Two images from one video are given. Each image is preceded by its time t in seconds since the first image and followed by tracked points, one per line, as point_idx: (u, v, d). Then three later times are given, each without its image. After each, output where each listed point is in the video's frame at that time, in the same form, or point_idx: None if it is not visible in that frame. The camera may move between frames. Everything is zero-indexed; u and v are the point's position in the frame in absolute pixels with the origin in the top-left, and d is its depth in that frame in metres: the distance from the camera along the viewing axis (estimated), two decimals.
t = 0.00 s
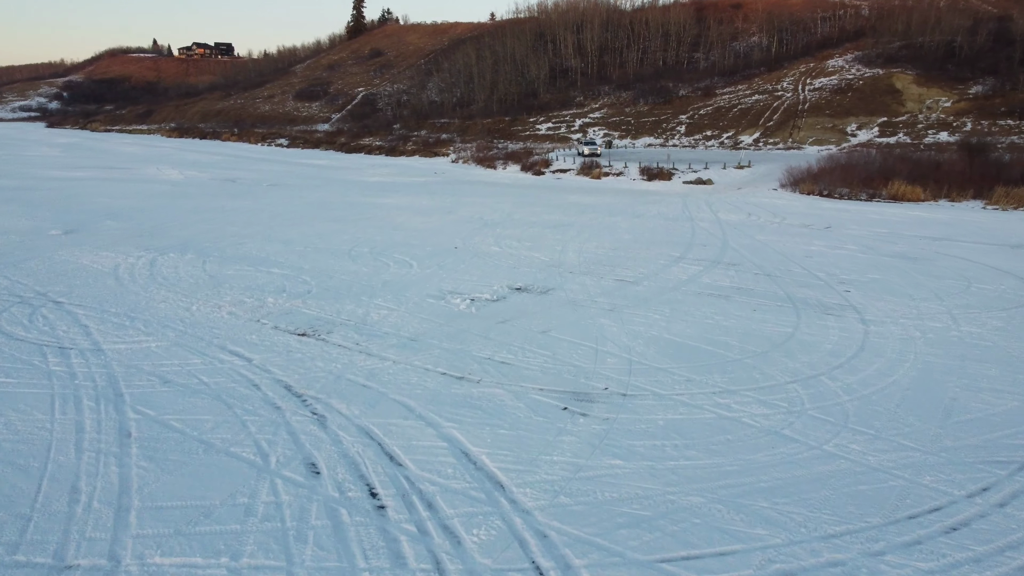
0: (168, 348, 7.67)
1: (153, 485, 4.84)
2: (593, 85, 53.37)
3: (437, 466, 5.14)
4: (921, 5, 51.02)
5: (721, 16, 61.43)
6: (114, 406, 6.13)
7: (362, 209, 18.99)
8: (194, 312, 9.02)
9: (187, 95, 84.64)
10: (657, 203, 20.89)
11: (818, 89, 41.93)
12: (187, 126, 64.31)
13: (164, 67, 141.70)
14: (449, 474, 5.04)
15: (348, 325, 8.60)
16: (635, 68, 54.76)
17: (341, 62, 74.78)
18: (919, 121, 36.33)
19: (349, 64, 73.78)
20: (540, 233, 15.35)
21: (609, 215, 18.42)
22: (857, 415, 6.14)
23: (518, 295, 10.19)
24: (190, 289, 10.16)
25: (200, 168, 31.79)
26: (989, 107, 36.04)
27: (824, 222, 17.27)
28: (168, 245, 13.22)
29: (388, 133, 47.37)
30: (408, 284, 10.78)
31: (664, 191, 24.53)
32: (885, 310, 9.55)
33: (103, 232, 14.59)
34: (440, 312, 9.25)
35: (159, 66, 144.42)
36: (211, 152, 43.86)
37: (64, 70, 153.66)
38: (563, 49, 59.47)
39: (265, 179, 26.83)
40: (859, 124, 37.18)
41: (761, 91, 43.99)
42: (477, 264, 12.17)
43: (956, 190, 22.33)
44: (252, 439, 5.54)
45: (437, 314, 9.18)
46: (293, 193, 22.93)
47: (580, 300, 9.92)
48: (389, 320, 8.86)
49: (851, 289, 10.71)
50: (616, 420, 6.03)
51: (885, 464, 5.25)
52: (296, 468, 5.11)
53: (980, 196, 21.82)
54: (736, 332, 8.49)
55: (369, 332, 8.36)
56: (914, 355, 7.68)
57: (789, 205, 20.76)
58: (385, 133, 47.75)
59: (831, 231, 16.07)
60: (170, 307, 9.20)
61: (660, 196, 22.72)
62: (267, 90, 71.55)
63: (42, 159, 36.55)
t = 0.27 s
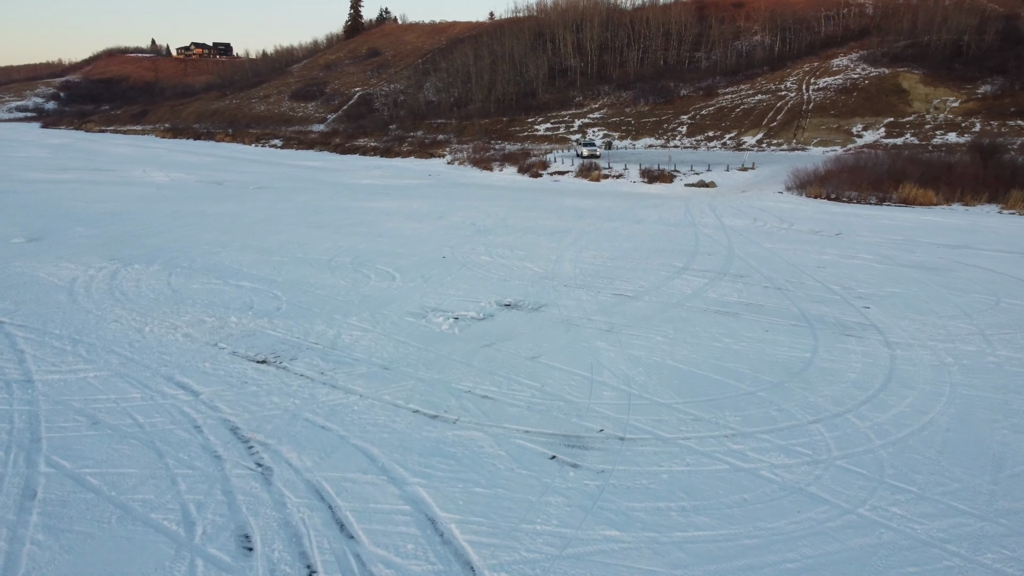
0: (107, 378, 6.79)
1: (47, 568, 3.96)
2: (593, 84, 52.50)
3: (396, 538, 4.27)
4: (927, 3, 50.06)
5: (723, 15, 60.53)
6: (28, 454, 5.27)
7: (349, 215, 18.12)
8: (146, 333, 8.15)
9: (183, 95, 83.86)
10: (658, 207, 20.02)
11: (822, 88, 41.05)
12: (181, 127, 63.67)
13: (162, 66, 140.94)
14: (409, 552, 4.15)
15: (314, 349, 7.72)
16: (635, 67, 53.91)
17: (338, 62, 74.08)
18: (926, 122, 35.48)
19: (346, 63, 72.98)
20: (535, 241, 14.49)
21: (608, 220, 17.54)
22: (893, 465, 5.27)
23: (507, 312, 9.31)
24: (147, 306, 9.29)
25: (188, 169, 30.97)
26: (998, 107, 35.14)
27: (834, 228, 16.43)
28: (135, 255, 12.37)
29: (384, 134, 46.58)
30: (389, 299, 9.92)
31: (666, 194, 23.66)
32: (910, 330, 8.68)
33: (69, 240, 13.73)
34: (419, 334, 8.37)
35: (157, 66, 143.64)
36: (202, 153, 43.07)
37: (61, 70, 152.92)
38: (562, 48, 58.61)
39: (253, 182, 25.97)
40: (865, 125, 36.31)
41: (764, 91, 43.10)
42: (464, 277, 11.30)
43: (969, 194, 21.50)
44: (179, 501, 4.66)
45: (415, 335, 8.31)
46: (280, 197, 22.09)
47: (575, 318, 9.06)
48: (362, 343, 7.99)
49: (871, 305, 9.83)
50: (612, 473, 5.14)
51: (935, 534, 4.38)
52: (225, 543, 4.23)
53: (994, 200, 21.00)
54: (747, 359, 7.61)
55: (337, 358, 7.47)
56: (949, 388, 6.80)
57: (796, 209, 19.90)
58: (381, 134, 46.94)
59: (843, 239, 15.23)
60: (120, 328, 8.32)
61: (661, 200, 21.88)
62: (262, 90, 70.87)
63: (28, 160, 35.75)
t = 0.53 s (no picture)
0: (29, 418, 5.91)
1: None
2: (593, 84, 51.62)
3: None
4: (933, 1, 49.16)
5: (725, 14, 59.66)
6: None
7: (335, 221, 17.25)
8: (88, 360, 7.27)
9: (178, 95, 83.07)
10: (660, 212, 19.15)
11: (826, 88, 40.19)
12: (176, 127, 62.93)
13: (159, 67, 140.18)
14: None
15: (272, 381, 6.84)
16: (635, 67, 53.05)
17: (334, 62, 73.30)
18: (934, 122, 34.61)
19: (343, 63, 72.17)
20: (529, 251, 13.61)
21: (607, 227, 16.67)
22: (945, 537, 4.39)
23: (493, 334, 8.42)
24: (95, 326, 8.41)
25: (176, 171, 30.11)
26: (1008, 107, 34.27)
27: (845, 235, 15.56)
28: (97, 267, 11.49)
29: (379, 134, 45.77)
30: (366, 318, 9.05)
31: (667, 198, 22.78)
32: (941, 356, 7.79)
33: (30, 249, 12.86)
34: (393, 360, 7.48)
35: (155, 66, 143.06)
36: (194, 154, 42.28)
37: (59, 70, 152.20)
38: (561, 47, 57.76)
39: (240, 185, 25.10)
40: (872, 125, 35.42)
41: (767, 91, 42.22)
42: (450, 291, 10.43)
43: (984, 198, 20.62)
44: None
45: (389, 362, 7.44)
46: (266, 201, 21.22)
47: (569, 340, 8.19)
48: (327, 372, 7.11)
49: (894, 325, 8.94)
50: (607, 547, 4.27)
51: None
52: None
53: (1011, 205, 20.12)
54: (762, 392, 6.72)
55: (296, 391, 6.59)
56: (996, 429, 5.92)
57: (804, 214, 19.02)
58: (376, 134, 46.13)
59: (855, 247, 14.37)
60: (60, 354, 7.44)
61: (663, 204, 21.03)
62: (258, 90, 70.11)
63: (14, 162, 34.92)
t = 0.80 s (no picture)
0: None
1: None
2: (593, 84, 50.74)
3: None
4: None
5: (727, 12, 58.77)
6: None
7: (320, 226, 16.37)
8: (12, 394, 6.38)
9: (174, 95, 82.25)
10: (661, 217, 18.27)
11: (831, 88, 39.31)
12: (170, 128, 62.13)
13: (156, 66, 139.27)
14: None
15: (218, 420, 5.95)
16: (636, 66, 52.18)
17: (331, 61, 72.50)
18: (942, 122, 33.72)
19: (339, 63, 71.30)
20: (522, 260, 12.72)
21: (605, 233, 15.76)
22: None
23: (476, 360, 7.54)
24: (32, 352, 7.52)
25: (162, 174, 29.23)
26: (1018, 107, 33.37)
27: (858, 242, 14.69)
28: (53, 280, 10.61)
29: (375, 135, 44.93)
30: (337, 340, 8.16)
31: (670, 201, 21.86)
32: (979, 386, 6.91)
33: None
34: (361, 393, 6.60)
35: (152, 66, 142.28)
36: (186, 155, 41.42)
37: (55, 70, 151.34)
38: (561, 46, 56.88)
39: (225, 187, 24.26)
40: (878, 126, 34.53)
41: (771, 90, 41.32)
42: (434, 307, 9.56)
43: (1000, 202, 19.74)
44: None
45: (356, 395, 6.55)
46: (250, 205, 20.33)
47: (560, 368, 7.31)
48: (284, 409, 6.23)
49: (922, 348, 8.07)
50: None
51: None
52: None
53: None
54: (782, 434, 5.84)
55: (244, 435, 5.71)
56: None
57: (813, 219, 18.15)
58: (372, 135, 45.30)
59: (870, 256, 13.50)
60: None
61: (664, 208, 20.16)
62: (254, 90, 69.31)
63: None
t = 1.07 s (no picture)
0: None
1: None
2: (592, 83, 49.88)
3: None
4: None
5: (729, 11, 57.90)
6: None
7: (301, 232, 15.51)
8: None
9: (170, 95, 81.52)
10: (662, 223, 17.40)
11: (836, 87, 38.43)
12: (165, 128, 61.37)
13: (154, 66, 138.63)
14: None
15: (145, 472, 5.07)
16: (636, 65, 51.33)
17: (328, 61, 71.76)
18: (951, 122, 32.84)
19: (336, 62, 70.50)
20: (513, 272, 11.84)
21: (603, 241, 14.89)
22: None
23: (454, 393, 6.66)
24: None
25: (149, 175, 28.40)
26: None
27: (872, 251, 13.83)
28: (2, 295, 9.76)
29: (370, 135, 44.13)
30: (300, 367, 7.30)
31: (671, 205, 21.00)
32: None
33: None
34: (317, 435, 5.72)
35: (150, 66, 141.61)
36: (177, 156, 40.60)
37: (53, 70, 150.70)
38: (560, 45, 56.02)
39: (210, 190, 23.43)
40: (885, 126, 33.65)
41: (774, 90, 40.44)
42: (413, 327, 8.69)
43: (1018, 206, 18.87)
44: None
45: (312, 439, 5.67)
46: (233, 209, 19.47)
47: (550, 403, 6.44)
48: (226, 457, 5.36)
49: (957, 377, 7.18)
50: None
51: None
52: None
53: None
54: (807, 490, 4.95)
55: (170, 492, 4.83)
56: None
57: (822, 225, 17.29)
58: (367, 135, 44.50)
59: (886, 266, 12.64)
60: None
61: (666, 213, 19.31)
62: (249, 90, 68.56)
63: None
